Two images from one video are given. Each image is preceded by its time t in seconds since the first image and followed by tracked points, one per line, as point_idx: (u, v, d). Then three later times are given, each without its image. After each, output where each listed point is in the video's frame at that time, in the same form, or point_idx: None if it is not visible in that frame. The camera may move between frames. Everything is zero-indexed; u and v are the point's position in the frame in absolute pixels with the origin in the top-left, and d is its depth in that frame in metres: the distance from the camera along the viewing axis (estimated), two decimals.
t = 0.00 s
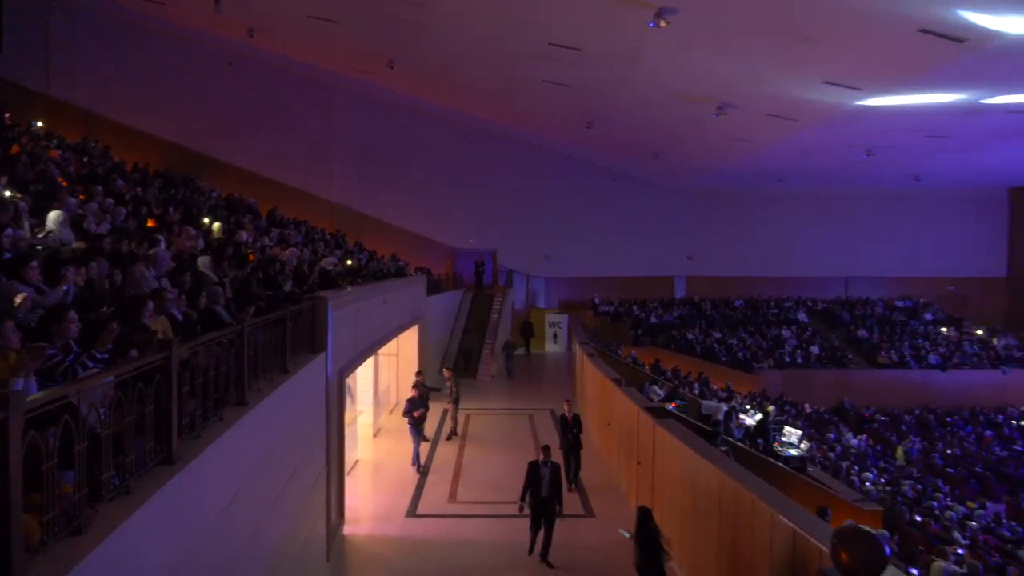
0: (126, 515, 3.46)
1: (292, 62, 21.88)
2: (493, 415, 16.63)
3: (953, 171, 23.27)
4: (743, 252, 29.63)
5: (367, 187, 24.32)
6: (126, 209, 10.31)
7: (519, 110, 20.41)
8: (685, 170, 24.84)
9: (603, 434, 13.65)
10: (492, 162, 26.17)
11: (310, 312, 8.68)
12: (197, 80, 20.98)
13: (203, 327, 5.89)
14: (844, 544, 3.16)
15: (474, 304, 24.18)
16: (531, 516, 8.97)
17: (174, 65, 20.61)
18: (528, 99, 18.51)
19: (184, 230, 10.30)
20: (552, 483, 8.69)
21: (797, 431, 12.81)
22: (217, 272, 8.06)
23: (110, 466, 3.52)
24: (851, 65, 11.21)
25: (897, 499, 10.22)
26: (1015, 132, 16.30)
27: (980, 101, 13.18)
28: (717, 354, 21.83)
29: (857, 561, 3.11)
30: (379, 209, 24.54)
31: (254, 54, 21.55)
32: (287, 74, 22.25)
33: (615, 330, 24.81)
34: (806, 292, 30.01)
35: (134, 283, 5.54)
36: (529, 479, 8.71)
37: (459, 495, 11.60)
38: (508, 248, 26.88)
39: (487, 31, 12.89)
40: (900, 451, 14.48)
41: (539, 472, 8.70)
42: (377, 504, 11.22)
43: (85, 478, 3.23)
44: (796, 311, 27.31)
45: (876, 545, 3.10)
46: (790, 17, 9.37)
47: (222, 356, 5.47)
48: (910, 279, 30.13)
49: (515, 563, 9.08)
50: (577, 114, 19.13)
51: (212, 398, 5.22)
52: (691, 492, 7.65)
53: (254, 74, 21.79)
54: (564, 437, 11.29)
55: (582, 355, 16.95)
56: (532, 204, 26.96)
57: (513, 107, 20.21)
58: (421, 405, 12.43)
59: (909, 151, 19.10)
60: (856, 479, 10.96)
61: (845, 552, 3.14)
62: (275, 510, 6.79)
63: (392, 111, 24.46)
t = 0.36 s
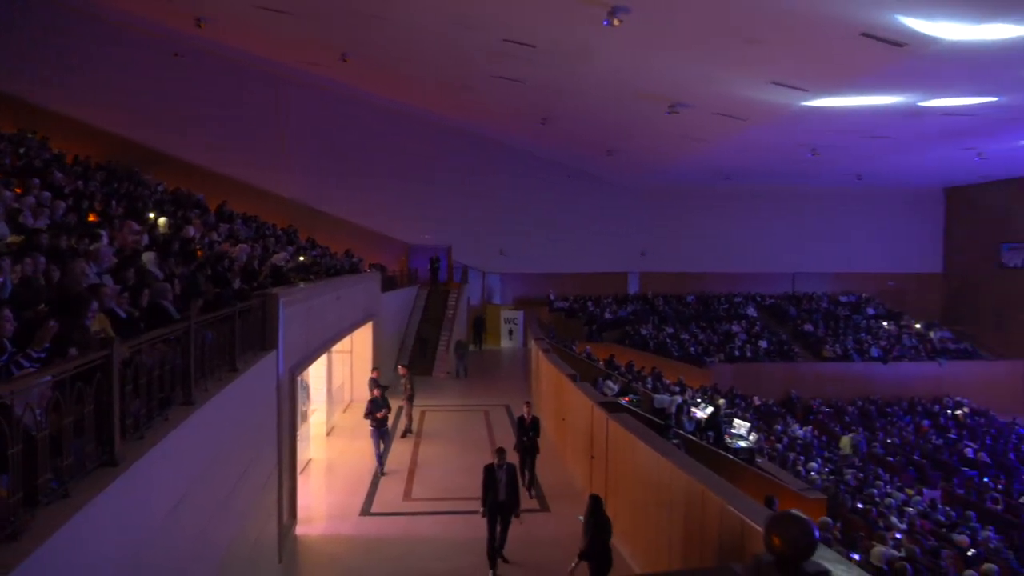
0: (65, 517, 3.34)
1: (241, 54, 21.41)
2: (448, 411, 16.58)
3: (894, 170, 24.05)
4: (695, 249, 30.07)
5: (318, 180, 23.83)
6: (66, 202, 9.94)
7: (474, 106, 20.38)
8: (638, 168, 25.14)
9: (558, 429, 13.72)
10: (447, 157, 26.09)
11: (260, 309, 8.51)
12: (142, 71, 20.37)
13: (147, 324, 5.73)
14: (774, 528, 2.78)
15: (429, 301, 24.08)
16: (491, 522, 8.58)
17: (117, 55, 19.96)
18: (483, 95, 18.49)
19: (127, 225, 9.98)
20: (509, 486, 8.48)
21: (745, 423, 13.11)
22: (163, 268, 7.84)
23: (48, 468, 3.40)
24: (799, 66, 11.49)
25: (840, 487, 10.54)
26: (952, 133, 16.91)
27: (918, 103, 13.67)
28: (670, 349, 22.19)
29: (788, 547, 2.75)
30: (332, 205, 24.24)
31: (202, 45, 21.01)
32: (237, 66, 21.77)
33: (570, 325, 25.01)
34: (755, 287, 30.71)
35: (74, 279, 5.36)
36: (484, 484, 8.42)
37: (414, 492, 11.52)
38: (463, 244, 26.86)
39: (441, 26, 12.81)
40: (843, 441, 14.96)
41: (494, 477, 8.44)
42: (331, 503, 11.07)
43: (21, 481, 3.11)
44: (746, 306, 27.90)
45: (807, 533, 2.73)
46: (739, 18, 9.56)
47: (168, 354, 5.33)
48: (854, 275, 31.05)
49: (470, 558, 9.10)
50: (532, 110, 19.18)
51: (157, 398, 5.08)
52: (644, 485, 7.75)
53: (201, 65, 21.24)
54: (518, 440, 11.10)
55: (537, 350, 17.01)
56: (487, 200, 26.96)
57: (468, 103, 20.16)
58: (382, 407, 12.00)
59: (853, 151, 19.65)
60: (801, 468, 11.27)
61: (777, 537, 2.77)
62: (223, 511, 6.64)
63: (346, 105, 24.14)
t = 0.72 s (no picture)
0: (6, 520, 3.24)
1: (192, 45, 20.87)
2: (407, 409, 16.50)
3: (843, 169, 24.68)
4: (652, 246, 30.39)
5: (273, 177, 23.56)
6: (6, 196, 9.56)
7: (431, 101, 20.24)
8: (596, 165, 25.28)
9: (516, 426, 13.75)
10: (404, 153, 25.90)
11: (211, 306, 8.33)
12: (87, 61, 19.71)
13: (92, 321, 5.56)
14: (715, 511, 2.24)
15: (386, 297, 23.91)
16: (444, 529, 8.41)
17: (61, 44, 19.29)
18: (441, 91, 18.39)
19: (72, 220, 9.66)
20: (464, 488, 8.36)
21: (700, 416, 13.33)
22: (110, 264, 7.61)
23: None
24: (751, 66, 11.69)
25: (790, 477, 10.82)
26: (897, 134, 17.40)
27: (865, 104, 14.05)
28: (627, 344, 22.45)
29: (731, 535, 2.21)
30: (286, 200, 23.93)
31: (151, 35, 20.43)
32: (188, 58, 21.24)
33: (528, 321, 25.11)
34: (709, 283, 31.24)
35: (15, 275, 5.17)
36: (438, 487, 8.24)
37: (372, 490, 11.45)
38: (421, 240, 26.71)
39: (399, 20, 12.68)
40: (793, 433, 15.35)
41: (449, 479, 8.30)
42: (286, 502, 10.93)
43: None
44: (700, 301, 28.30)
45: (749, 518, 2.21)
46: (693, 18, 9.69)
47: (114, 352, 5.18)
48: (804, 271, 31.81)
49: (427, 554, 9.09)
50: (491, 107, 19.16)
51: (103, 398, 4.93)
52: (600, 480, 7.83)
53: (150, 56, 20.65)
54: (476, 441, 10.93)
55: (496, 347, 17.02)
56: (446, 197, 26.86)
57: (425, 98, 20.02)
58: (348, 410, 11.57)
59: (804, 150, 20.07)
60: (754, 460, 11.53)
61: (718, 523, 2.22)
62: (175, 511, 6.51)
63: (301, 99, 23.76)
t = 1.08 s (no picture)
0: None
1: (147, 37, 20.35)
2: (369, 406, 16.37)
3: (800, 168, 25.16)
4: (614, 243, 30.60)
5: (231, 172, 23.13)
6: None
7: (394, 97, 20.08)
8: (559, 162, 25.36)
9: (479, 422, 13.75)
10: (365, 149, 25.68)
11: (167, 304, 8.14)
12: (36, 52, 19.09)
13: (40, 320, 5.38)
14: (666, 503, 2.66)
15: (348, 294, 23.69)
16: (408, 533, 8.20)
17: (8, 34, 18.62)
18: (403, 86, 18.25)
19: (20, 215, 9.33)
20: (428, 495, 8.14)
21: (661, 411, 13.48)
22: (60, 261, 7.37)
23: None
24: (711, 65, 11.83)
25: (748, 469, 11.03)
26: (851, 133, 17.78)
27: (821, 105, 14.36)
28: (590, 340, 22.61)
29: (680, 526, 2.64)
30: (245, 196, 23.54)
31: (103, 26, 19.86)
32: (143, 50, 20.71)
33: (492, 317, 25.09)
34: (670, 279, 31.65)
35: None
36: (402, 494, 8.02)
37: (333, 489, 11.34)
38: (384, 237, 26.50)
39: (360, 15, 12.55)
40: (752, 426, 15.63)
41: (414, 485, 8.09)
42: (246, 503, 10.75)
43: None
44: (661, 297, 28.60)
45: (697, 511, 2.62)
46: (656, 18, 9.79)
47: (63, 351, 5.03)
48: (763, 268, 32.38)
49: (390, 553, 9.04)
50: (454, 103, 19.09)
51: (52, 399, 4.78)
52: (563, 475, 7.87)
53: (103, 47, 20.07)
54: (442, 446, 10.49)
55: (459, 344, 16.98)
56: (408, 193, 26.69)
57: (388, 94, 19.85)
58: (314, 410, 11.12)
59: (762, 148, 20.37)
60: (714, 453, 11.72)
61: (668, 514, 2.65)
62: (130, 512, 6.36)
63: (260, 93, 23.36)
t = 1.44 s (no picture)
0: None
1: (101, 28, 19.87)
2: (333, 404, 16.25)
3: (759, 166, 25.62)
4: (579, 239, 30.79)
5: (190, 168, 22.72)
6: None
7: (356, 92, 19.90)
8: (523, 158, 25.39)
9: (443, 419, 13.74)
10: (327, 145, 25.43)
11: (121, 303, 7.97)
12: None
13: None
14: (619, 493, 2.37)
15: (311, 292, 23.45)
16: (374, 539, 8.12)
17: None
18: (366, 81, 18.13)
19: None
20: (395, 501, 8.05)
21: (624, 406, 13.63)
22: (8, 258, 7.16)
23: None
24: (671, 65, 12.00)
25: (709, 462, 11.24)
26: (809, 133, 18.16)
27: (778, 105, 14.66)
28: (555, 337, 22.79)
29: (631, 516, 2.33)
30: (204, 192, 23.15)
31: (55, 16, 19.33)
32: (97, 42, 20.22)
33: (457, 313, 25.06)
34: (633, 275, 31.99)
35: None
36: (372, 500, 8.02)
37: (296, 489, 11.24)
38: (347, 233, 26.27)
39: (321, 9, 12.44)
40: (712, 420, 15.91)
41: (382, 490, 8.06)
42: (207, 504, 10.60)
43: None
44: (625, 293, 28.88)
45: (649, 501, 2.34)
46: (617, 17, 9.91)
47: (11, 350, 4.89)
48: (724, 264, 32.91)
49: (353, 552, 9.01)
50: (418, 99, 19.01)
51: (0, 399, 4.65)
52: (528, 470, 7.92)
53: (55, 38, 19.54)
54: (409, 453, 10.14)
55: (423, 341, 16.92)
56: (372, 190, 26.51)
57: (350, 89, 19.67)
58: (276, 415, 10.89)
59: (723, 147, 20.68)
60: (675, 447, 11.91)
61: (620, 506, 2.35)
62: (84, 514, 6.24)
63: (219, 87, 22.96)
